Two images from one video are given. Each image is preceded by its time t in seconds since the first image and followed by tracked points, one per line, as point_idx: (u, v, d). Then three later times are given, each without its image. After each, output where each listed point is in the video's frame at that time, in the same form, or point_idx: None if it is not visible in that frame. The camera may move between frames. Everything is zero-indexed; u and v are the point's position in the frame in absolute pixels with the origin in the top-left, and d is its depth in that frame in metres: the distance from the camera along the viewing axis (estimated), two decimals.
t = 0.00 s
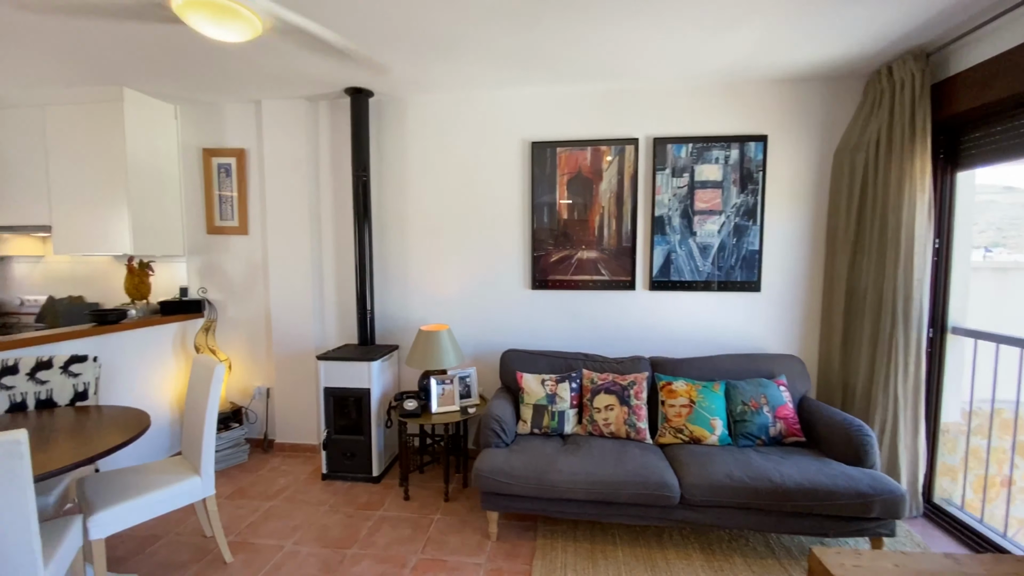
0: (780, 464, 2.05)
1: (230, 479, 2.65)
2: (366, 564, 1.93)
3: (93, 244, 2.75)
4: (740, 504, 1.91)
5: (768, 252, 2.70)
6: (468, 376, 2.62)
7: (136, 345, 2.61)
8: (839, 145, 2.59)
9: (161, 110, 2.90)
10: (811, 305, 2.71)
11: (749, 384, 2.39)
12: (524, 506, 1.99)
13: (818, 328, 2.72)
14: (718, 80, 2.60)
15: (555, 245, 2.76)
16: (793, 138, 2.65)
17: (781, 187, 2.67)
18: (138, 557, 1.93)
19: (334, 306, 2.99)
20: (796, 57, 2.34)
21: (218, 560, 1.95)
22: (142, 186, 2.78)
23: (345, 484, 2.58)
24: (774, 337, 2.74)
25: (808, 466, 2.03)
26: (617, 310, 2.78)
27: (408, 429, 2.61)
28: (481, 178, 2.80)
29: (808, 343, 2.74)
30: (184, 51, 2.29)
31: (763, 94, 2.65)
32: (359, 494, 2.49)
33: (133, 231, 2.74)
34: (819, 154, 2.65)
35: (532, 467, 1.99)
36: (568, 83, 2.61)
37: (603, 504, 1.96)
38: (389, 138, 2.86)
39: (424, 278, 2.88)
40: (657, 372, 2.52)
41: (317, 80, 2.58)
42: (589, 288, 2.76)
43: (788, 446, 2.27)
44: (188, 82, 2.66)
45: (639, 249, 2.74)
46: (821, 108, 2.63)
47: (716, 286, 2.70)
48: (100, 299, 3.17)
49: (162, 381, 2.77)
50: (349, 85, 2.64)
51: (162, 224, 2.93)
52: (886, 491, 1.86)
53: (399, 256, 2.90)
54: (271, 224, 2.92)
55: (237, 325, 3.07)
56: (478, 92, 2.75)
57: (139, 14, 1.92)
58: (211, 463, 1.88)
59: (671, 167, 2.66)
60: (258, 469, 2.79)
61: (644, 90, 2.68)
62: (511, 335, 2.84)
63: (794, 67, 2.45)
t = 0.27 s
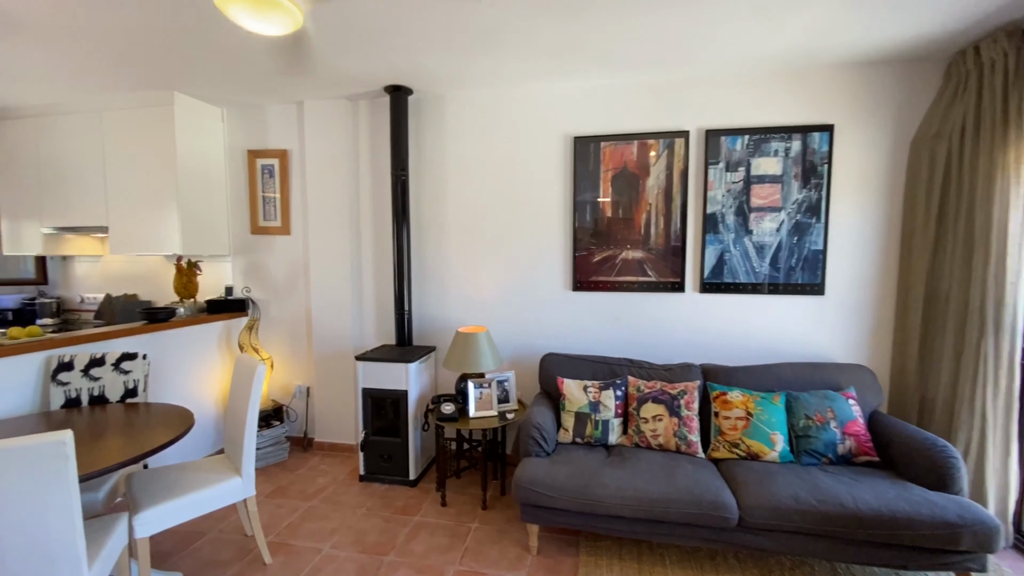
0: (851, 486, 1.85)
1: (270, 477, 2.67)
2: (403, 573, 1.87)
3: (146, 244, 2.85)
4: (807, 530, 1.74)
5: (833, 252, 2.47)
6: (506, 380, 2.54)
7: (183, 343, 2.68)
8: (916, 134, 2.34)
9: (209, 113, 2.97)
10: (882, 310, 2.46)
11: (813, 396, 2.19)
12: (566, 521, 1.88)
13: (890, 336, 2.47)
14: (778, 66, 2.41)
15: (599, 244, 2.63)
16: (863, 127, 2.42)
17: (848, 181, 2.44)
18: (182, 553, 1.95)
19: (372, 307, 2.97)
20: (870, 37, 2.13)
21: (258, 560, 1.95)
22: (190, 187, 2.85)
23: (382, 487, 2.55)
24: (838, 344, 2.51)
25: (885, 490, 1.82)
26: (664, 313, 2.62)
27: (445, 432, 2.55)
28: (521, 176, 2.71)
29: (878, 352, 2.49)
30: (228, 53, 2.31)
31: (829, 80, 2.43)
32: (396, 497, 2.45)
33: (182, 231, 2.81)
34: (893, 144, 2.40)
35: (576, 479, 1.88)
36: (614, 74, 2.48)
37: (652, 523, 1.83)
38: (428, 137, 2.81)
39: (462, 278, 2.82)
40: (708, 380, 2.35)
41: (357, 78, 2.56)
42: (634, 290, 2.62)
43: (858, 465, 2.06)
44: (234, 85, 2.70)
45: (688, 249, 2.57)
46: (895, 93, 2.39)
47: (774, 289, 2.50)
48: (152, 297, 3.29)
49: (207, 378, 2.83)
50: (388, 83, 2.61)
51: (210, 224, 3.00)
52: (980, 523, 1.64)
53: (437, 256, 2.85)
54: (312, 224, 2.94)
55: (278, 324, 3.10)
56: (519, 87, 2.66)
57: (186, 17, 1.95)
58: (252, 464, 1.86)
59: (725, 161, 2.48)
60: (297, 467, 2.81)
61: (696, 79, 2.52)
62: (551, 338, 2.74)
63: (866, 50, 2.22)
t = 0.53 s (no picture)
0: (938, 518, 1.62)
1: (304, 478, 2.66)
2: None
3: (189, 244, 2.90)
4: (885, 567, 1.53)
5: (909, 252, 2.21)
6: (542, 386, 2.42)
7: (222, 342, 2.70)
8: (1011, 117, 2.05)
9: (248, 114, 3.00)
10: (968, 317, 2.18)
11: (887, 413, 1.95)
12: (608, 542, 1.74)
13: (978, 346, 2.18)
14: (846, 46, 2.18)
15: (642, 244, 2.47)
16: (946, 111, 2.15)
17: (928, 172, 2.18)
18: (216, 555, 1.94)
19: (406, 308, 2.92)
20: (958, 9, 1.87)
21: (290, 565, 1.91)
22: (230, 188, 2.88)
23: (414, 493, 2.49)
24: (915, 355, 2.25)
25: (979, 524, 1.58)
26: (713, 318, 2.44)
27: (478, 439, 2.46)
28: (559, 172, 2.59)
29: (962, 364, 2.21)
30: (264, 53, 2.30)
31: (906, 60, 2.18)
32: (428, 505, 2.38)
33: (223, 232, 2.85)
34: (983, 130, 2.12)
35: (619, 498, 1.74)
36: (660, 61, 2.31)
37: (704, 549, 1.66)
38: (463, 133, 2.73)
39: (497, 279, 2.72)
40: (765, 393, 2.15)
41: (391, 74, 2.51)
42: (681, 293, 2.45)
43: (941, 493, 1.81)
44: (272, 85, 2.71)
45: (742, 249, 2.37)
46: (986, 71, 2.10)
47: (840, 292, 2.27)
48: (196, 296, 3.37)
49: (245, 377, 2.86)
50: (423, 79, 2.54)
51: (249, 225, 3.03)
52: None
53: (472, 257, 2.76)
54: (347, 224, 2.92)
55: (314, 324, 3.10)
56: (557, 78, 2.54)
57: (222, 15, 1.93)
58: (284, 468, 1.82)
59: (784, 153, 2.27)
60: (331, 469, 2.79)
61: (751, 64, 2.32)
62: (590, 342, 2.60)
63: (952, 25, 1.97)
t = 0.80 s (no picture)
0: None
1: (327, 481, 2.60)
2: None
3: (218, 242, 2.90)
4: None
5: (1000, 247, 1.92)
6: (573, 393, 2.26)
7: (248, 340, 2.68)
8: None
9: (276, 111, 2.98)
10: None
11: (975, 432, 1.68)
12: (647, 568, 1.57)
13: None
14: (923, 12, 1.91)
15: (684, 239, 2.27)
16: None
17: None
18: (234, 559, 1.89)
19: (431, 307, 2.82)
20: None
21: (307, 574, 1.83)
22: (258, 185, 2.86)
23: (437, 501, 2.37)
24: (1005, 366, 1.95)
25: None
26: (764, 321, 2.21)
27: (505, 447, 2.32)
28: (593, 163, 2.42)
29: None
30: (287, 44, 2.24)
31: (999, 25, 1.88)
32: (452, 514, 2.26)
33: (250, 229, 2.83)
34: None
35: (659, 521, 1.56)
36: (706, 37, 2.11)
37: None
38: (491, 124, 2.61)
39: (526, 277, 2.58)
40: (826, 406, 1.92)
41: (416, 63, 2.41)
42: (727, 292, 2.23)
43: None
44: (298, 79, 2.67)
45: (798, 244, 2.14)
46: None
47: (915, 293, 1.99)
48: (226, 294, 3.39)
49: (271, 375, 2.83)
50: (449, 67, 2.43)
51: (276, 222, 3.01)
52: None
53: (500, 254, 2.63)
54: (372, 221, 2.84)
55: (339, 323, 3.04)
56: (592, 62, 2.37)
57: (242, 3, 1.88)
58: (300, 474, 1.74)
59: (849, 136, 2.03)
60: (354, 471, 2.72)
61: (809, 37, 2.08)
62: (626, 346, 2.41)
63: None
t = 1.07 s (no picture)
0: None
1: (345, 489, 2.53)
2: None
3: (242, 243, 2.89)
4: None
5: None
6: (601, 406, 2.09)
7: (268, 343, 2.64)
8: None
9: (298, 109, 2.93)
10: None
11: None
12: None
13: None
14: None
15: (726, 239, 2.05)
16: None
17: None
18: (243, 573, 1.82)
19: (452, 310, 2.69)
20: None
21: None
22: (280, 185, 2.83)
23: (455, 517, 2.25)
24: None
25: None
26: (819, 331, 1.96)
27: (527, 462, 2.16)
28: (624, 157, 2.23)
29: None
30: (302, 38, 2.17)
31: None
32: (470, 532, 2.12)
33: (272, 230, 2.79)
34: None
35: (698, 560, 1.37)
36: (754, 13, 1.88)
37: None
38: (515, 117, 2.45)
39: (551, 280, 2.41)
40: (895, 431, 1.66)
41: (435, 54, 2.28)
42: (776, 298, 1.99)
43: None
44: (318, 76, 2.60)
45: (860, 244, 1.88)
46: None
47: (1006, 301, 1.70)
48: (252, 295, 3.39)
49: (291, 378, 2.78)
50: (471, 57, 2.30)
51: (298, 222, 2.96)
52: None
53: (524, 255, 2.47)
54: (393, 221, 2.75)
55: (360, 326, 2.96)
56: (624, 46, 2.18)
57: None
58: (307, 489, 1.64)
59: (923, 119, 1.75)
60: (373, 480, 2.63)
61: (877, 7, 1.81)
62: (660, 356, 2.21)
63: None
